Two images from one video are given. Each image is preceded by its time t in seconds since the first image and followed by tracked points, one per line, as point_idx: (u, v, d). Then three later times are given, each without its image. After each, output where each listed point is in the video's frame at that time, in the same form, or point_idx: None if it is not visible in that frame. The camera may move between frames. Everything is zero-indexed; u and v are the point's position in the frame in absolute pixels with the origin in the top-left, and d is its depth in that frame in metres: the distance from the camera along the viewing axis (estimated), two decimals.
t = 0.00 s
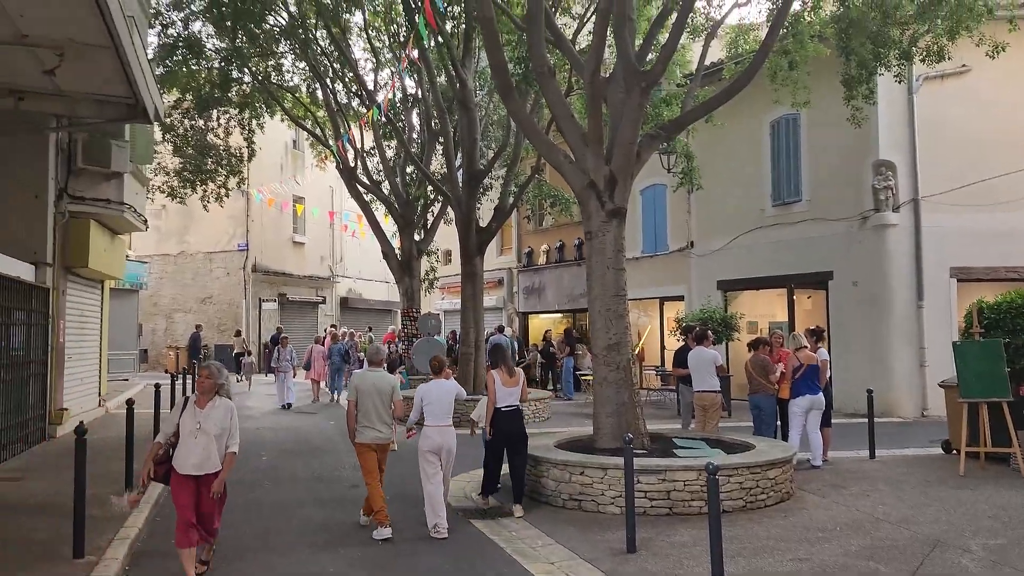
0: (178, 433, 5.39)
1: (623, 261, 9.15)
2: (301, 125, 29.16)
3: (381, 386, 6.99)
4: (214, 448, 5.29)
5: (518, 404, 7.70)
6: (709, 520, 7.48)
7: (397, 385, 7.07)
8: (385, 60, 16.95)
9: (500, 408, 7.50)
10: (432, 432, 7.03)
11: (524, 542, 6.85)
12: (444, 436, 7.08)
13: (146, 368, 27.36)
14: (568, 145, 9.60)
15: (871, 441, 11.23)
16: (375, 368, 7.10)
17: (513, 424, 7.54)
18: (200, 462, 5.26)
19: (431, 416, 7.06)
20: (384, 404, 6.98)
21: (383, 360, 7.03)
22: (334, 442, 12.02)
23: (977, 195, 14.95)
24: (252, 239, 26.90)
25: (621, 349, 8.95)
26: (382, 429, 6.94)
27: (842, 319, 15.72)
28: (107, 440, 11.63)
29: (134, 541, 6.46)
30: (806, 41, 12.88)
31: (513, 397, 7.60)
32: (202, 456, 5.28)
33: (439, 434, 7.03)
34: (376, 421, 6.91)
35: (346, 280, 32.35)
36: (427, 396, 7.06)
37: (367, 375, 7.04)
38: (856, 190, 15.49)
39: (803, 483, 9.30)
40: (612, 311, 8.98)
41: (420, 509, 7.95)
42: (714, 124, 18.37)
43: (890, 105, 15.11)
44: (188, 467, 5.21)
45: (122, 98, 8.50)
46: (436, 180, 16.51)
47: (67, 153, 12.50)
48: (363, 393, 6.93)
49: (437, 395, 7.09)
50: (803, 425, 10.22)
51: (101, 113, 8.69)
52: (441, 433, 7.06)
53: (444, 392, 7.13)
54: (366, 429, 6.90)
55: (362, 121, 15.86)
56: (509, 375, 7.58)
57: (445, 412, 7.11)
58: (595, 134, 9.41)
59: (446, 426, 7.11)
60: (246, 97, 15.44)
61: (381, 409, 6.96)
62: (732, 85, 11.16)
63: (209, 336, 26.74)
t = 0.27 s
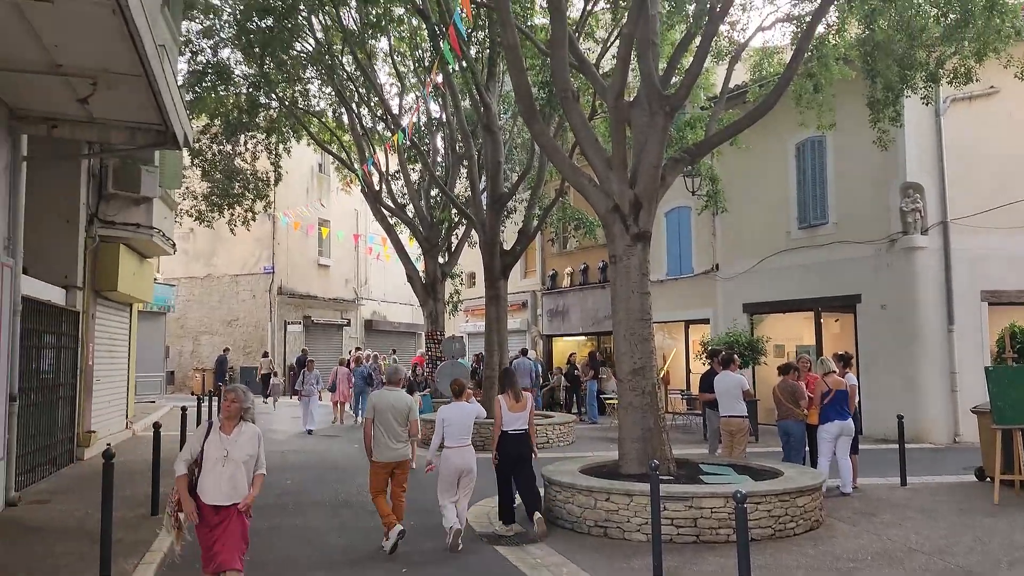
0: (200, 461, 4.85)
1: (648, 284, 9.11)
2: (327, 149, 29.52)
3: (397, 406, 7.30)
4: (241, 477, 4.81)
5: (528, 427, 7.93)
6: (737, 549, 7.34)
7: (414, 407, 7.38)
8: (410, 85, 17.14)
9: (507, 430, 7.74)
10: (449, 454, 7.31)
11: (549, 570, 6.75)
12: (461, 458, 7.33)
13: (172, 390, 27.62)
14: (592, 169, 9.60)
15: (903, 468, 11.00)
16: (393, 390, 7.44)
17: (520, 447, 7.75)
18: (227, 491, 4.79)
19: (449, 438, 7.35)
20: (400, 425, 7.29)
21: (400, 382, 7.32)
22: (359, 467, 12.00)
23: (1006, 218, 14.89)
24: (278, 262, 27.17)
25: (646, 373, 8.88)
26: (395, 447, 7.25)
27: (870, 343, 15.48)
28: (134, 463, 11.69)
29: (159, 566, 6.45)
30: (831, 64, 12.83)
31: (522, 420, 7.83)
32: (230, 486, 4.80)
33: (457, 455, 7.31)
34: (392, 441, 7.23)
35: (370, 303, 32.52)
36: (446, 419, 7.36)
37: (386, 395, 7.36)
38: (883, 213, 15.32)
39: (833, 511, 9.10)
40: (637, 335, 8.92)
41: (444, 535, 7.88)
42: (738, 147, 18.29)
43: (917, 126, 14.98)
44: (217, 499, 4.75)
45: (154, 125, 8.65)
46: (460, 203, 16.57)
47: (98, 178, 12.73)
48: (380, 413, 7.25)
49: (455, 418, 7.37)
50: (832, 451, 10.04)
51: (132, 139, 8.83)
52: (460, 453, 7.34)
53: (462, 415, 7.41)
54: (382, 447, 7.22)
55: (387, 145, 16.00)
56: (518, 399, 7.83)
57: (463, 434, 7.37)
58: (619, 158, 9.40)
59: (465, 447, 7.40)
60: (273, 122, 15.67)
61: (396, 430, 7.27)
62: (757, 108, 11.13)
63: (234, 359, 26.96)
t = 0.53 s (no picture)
0: (223, 489, 4.70)
1: (671, 306, 9.04)
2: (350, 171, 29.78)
3: (411, 425, 7.31)
4: (267, 510, 4.68)
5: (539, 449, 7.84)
6: None
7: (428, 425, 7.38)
8: (433, 108, 17.27)
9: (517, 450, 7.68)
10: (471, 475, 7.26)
11: None
12: (481, 478, 7.27)
13: (195, 409, 27.78)
14: (615, 191, 9.57)
15: (933, 494, 10.78)
16: (408, 411, 7.50)
17: (528, 468, 7.64)
18: (252, 524, 4.64)
19: (470, 459, 7.30)
20: (416, 443, 7.31)
21: (415, 401, 7.36)
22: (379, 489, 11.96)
23: None
24: (300, 283, 27.36)
25: (670, 397, 8.79)
26: (411, 466, 7.26)
27: (896, 366, 15.26)
28: (157, 482, 11.73)
29: None
30: (856, 86, 12.76)
31: (531, 440, 7.78)
32: (255, 517, 4.66)
33: (478, 475, 7.25)
34: (407, 460, 7.22)
35: (392, 323, 32.60)
36: (467, 440, 7.32)
37: (402, 414, 7.40)
38: (909, 234, 15.14)
39: (862, 538, 8.92)
40: (660, 358, 8.84)
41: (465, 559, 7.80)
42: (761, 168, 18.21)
43: (942, 148, 14.84)
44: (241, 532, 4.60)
45: (181, 148, 8.76)
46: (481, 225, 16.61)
47: (126, 200, 12.91)
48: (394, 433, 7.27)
49: (477, 439, 7.33)
50: (859, 476, 9.86)
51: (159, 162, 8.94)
52: (481, 474, 7.30)
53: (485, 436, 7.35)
54: (399, 466, 7.20)
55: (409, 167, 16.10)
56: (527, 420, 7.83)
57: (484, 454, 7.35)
58: (642, 180, 9.38)
59: (485, 467, 7.37)
60: (297, 144, 15.83)
61: (412, 449, 7.27)
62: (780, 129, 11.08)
63: (256, 379, 27.10)
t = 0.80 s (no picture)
0: (237, 513, 4.64)
1: (690, 324, 8.98)
2: (367, 187, 29.96)
3: (416, 443, 7.37)
4: (281, 534, 4.58)
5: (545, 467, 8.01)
6: None
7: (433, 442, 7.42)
8: (450, 124, 17.35)
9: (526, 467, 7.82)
10: (484, 492, 7.24)
11: None
12: (494, 494, 7.28)
13: (212, 424, 27.88)
14: (633, 208, 9.54)
15: (957, 516, 10.59)
16: (412, 429, 7.53)
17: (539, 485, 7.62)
18: (263, 550, 4.53)
19: (482, 475, 7.32)
20: (422, 461, 7.34)
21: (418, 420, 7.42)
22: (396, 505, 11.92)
23: None
24: (317, 298, 27.48)
25: (689, 415, 8.71)
26: (417, 484, 7.30)
27: (918, 384, 15.07)
28: (175, 497, 11.75)
29: None
30: (876, 102, 12.69)
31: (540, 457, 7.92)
32: (269, 542, 4.57)
33: (491, 491, 7.25)
34: (413, 477, 7.27)
35: (408, 339, 32.64)
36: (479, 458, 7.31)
37: (407, 433, 7.44)
38: (930, 251, 15.00)
39: (884, 560, 8.77)
40: (679, 376, 8.77)
41: None
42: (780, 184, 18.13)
43: (964, 164, 14.71)
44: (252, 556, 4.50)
45: (202, 165, 8.84)
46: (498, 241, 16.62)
47: (147, 216, 13.04)
48: (400, 450, 7.31)
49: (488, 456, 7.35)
50: (881, 496, 9.71)
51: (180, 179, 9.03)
52: (492, 490, 7.31)
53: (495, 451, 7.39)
54: (405, 483, 7.25)
55: (427, 183, 16.17)
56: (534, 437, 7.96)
57: (495, 470, 7.37)
58: (661, 196, 9.35)
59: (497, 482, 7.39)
60: (316, 160, 15.94)
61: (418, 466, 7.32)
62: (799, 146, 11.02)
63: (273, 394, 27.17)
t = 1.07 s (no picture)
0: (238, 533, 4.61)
1: (704, 335, 8.94)
2: (380, 198, 30.07)
3: (419, 448, 7.44)
4: (288, 551, 4.58)
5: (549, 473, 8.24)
6: None
7: (435, 448, 7.48)
8: (463, 135, 17.39)
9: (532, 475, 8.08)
10: (488, 498, 7.38)
11: None
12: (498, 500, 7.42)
13: (224, 433, 27.96)
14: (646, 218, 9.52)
15: (975, 530, 10.45)
16: (415, 433, 7.56)
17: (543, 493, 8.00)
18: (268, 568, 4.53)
19: (486, 482, 7.46)
20: (424, 466, 7.40)
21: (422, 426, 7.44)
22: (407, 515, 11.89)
23: None
24: (329, 308, 27.55)
25: (703, 427, 8.66)
26: (419, 488, 7.39)
27: (933, 396, 14.93)
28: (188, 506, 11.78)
29: None
30: (891, 113, 12.63)
31: (545, 465, 8.15)
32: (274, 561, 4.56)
33: (495, 498, 7.40)
34: (416, 482, 7.34)
35: (420, 349, 32.66)
36: (483, 464, 7.48)
37: (410, 438, 7.48)
38: (945, 263, 14.90)
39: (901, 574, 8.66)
40: (692, 387, 8.72)
41: None
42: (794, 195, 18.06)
43: (979, 176, 14.62)
44: None
45: (216, 175, 8.89)
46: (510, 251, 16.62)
47: (162, 226, 13.13)
48: (403, 456, 7.38)
49: (492, 462, 7.49)
50: (897, 510, 9.60)
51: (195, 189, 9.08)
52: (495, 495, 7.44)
53: (499, 458, 7.51)
54: (407, 488, 7.33)
55: (439, 194, 16.20)
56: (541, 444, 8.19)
57: (501, 477, 7.49)
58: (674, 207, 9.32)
59: (501, 489, 7.49)
60: (329, 170, 16.02)
61: (421, 472, 7.39)
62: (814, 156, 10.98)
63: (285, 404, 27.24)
